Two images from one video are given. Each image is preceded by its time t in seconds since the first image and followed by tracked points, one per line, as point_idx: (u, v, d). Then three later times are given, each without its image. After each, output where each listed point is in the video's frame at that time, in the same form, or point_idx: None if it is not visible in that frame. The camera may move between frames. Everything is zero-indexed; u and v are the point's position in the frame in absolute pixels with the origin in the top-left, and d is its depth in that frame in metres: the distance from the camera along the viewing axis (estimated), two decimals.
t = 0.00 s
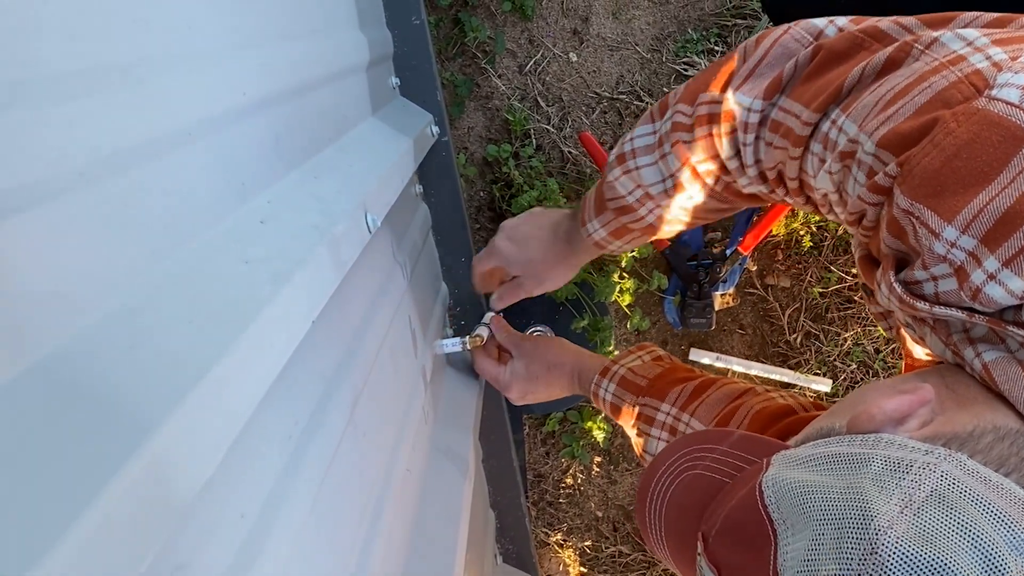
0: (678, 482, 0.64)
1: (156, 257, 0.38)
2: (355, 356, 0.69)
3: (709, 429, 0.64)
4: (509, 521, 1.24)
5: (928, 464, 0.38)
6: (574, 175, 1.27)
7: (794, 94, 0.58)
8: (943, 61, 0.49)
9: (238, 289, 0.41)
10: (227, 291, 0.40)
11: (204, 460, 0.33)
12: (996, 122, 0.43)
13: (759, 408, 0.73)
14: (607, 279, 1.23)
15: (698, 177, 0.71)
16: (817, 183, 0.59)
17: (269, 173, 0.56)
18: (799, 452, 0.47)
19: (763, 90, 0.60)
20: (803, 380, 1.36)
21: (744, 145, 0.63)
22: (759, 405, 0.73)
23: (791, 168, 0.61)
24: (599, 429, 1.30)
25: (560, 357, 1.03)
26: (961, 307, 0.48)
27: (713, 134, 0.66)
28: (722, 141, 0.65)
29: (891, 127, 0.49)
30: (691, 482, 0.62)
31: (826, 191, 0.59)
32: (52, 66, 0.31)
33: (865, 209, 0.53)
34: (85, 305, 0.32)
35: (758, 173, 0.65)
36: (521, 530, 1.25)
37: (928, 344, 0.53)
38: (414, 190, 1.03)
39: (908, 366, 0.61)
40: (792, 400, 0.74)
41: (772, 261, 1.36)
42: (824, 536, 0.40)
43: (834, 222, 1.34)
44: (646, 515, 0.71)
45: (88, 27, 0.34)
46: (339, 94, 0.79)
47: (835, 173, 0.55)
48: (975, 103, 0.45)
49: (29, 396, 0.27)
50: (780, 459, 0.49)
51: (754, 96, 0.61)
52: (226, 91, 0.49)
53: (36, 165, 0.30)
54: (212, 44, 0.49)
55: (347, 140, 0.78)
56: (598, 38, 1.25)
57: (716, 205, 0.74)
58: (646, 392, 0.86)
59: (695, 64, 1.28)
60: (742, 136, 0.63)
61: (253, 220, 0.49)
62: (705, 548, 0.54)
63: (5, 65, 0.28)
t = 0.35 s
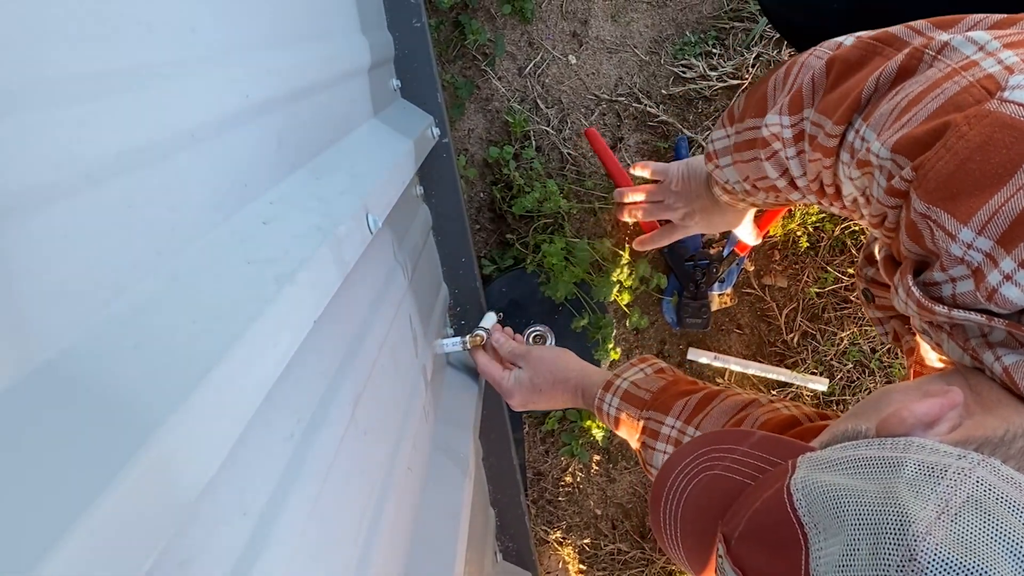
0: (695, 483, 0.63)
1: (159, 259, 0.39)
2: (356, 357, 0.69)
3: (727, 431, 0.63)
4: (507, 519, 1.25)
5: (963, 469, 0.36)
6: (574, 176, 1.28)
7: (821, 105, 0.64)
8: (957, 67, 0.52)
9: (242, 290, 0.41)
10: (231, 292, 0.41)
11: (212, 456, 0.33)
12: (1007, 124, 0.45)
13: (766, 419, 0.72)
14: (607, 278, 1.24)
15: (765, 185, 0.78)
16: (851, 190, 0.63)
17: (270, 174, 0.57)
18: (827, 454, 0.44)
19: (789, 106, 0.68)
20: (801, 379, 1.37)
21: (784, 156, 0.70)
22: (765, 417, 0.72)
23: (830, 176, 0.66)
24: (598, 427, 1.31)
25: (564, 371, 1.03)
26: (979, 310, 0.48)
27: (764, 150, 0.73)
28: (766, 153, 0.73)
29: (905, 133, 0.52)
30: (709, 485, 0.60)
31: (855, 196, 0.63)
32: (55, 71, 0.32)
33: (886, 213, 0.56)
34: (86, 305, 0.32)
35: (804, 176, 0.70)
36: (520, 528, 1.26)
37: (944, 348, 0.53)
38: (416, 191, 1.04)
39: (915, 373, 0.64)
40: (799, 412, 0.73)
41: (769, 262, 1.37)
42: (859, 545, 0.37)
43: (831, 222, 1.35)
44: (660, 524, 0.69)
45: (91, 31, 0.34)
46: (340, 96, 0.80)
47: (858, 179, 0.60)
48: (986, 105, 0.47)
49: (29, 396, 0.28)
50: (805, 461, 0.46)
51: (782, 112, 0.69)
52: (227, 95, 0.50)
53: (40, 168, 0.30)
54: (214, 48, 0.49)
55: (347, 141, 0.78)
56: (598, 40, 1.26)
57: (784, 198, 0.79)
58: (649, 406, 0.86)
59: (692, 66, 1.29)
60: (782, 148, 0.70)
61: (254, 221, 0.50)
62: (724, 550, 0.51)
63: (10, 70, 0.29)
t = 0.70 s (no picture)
0: (690, 481, 0.63)
1: (163, 259, 0.39)
2: (357, 357, 0.70)
3: (724, 430, 0.64)
4: (508, 518, 1.27)
5: (954, 473, 0.37)
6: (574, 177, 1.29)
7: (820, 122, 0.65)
8: (939, 77, 0.53)
9: (244, 290, 0.42)
10: (234, 292, 0.41)
11: (216, 451, 0.34)
12: (985, 129, 0.46)
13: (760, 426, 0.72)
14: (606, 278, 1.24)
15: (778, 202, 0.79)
16: (847, 206, 0.64)
17: (272, 175, 0.57)
18: (820, 455, 0.45)
19: (792, 124, 0.69)
20: (798, 379, 1.38)
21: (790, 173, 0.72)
22: (760, 423, 0.72)
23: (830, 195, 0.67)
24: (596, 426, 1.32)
25: (560, 379, 1.05)
26: (968, 314, 0.49)
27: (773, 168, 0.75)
28: (777, 170, 0.74)
29: (891, 142, 0.53)
30: (705, 483, 0.61)
31: (852, 211, 0.64)
32: (59, 70, 0.32)
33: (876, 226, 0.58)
34: (89, 303, 0.33)
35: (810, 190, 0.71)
36: (519, 526, 1.27)
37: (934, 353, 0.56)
38: (416, 193, 1.04)
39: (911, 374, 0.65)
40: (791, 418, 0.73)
41: (767, 262, 1.38)
42: (848, 546, 0.37)
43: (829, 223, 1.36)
44: (656, 515, 0.70)
45: (96, 33, 0.35)
46: (341, 97, 0.81)
47: (853, 193, 0.61)
48: (965, 111, 0.48)
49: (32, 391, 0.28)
50: (800, 460, 0.47)
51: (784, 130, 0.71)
52: (230, 97, 0.51)
53: (46, 168, 0.31)
54: (217, 50, 0.50)
55: (349, 143, 0.79)
56: (596, 42, 1.27)
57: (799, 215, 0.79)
58: (643, 414, 0.87)
59: (690, 68, 1.30)
60: (789, 166, 0.72)
61: (256, 222, 0.51)
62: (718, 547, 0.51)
63: (14, 71, 0.29)
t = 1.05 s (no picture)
0: (687, 470, 0.65)
1: (165, 259, 0.40)
2: (359, 356, 0.71)
3: (722, 422, 0.65)
4: (508, 516, 1.28)
5: (951, 464, 0.37)
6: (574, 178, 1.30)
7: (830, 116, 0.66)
8: (944, 75, 0.54)
9: (247, 289, 0.42)
10: (236, 291, 0.41)
11: (218, 448, 0.34)
12: (989, 125, 0.46)
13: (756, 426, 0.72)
14: (605, 278, 1.25)
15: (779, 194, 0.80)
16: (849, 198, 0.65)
17: (274, 176, 0.58)
18: (820, 444, 0.46)
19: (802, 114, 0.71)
20: (796, 378, 1.39)
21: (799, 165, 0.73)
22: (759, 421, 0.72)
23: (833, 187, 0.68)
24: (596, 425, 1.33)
25: (555, 382, 1.06)
26: (966, 307, 0.50)
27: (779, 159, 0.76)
28: (784, 162, 0.75)
29: (897, 137, 0.54)
30: (701, 472, 0.62)
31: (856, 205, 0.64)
32: (65, 68, 0.32)
33: (878, 218, 0.59)
34: (98, 299, 0.33)
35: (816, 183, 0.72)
36: (520, 523, 1.28)
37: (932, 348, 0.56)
38: (417, 193, 1.05)
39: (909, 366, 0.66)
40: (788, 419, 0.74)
41: (765, 262, 1.39)
42: (846, 534, 0.38)
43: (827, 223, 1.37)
44: (651, 505, 0.71)
45: (98, 34, 0.35)
46: (343, 99, 0.81)
47: (857, 187, 0.62)
48: (970, 107, 0.49)
49: (41, 388, 0.28)
50: (798, 451, 0.47)
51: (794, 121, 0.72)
52: (231, 98, 0.51)
53: (49, 167, 0.31)
54: (219, 52, 0.50)
55: (351, 144, 0.80)
56: (596, 44, 1.28)
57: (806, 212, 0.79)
58: (642, 417, 0.88)
59: (689, 70, 1.31)
60: (797, 158, 0.73)
61: (259, 222, 0.51)
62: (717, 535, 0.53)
63: (23, 70, 0.29)
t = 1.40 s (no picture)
0: (705, 483, 0.63)
1: (171, 258, 0.40)
2: (361, 356, 0.72)
3: (744, 434, 0.64)
4: (508, 513, 1.29)
5: (993, 481, 0.37)
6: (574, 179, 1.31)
7: (843, 56, 0.59)
8: (1006, 64, 0.48)
9: (251, 290, 0.43)
10: (239, 292, 0.42)
11: (218, 450, 0.35)
12: None
13: (753, 425, 0.73)
14: (605, 278, 1.27)
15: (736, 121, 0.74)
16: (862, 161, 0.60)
17: (277, 178, 0.59)
18: (852, 460, 0.45)
19: (813, 44, 0.62)
20: (792, 376, 1.41)
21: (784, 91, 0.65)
22: (754, 421, 0.73)
23: (834, 140, 0.62)
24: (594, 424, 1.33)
25: (554, 386, 1.06)
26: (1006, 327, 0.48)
27: (757, 81, 0.69)
28: (766, 86, 0.68)
29: (955, 132, 0.49)
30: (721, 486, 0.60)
31: (873, 182, 0.60)
32: (70, 74, 0.33)
33: (914, 214, 0.54)
34: (107, 300, 0.34)
35: (798, 136, 0.67)
36: (520, 521, 1.29)
37: (955, 350, 0.55)
38: (417, 194, 1.05)
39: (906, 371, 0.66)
40: (782, 417, 0.75)
41: (762, 262, 1.39)
42: (892, 555, 0.37)
43: (822, 224, 1.37)
44: (667, 521, 0.69)
45: (103, 40, 0.36)
46: (346, 101, 0.82)
47: (883, 170, 0.57)
48: None
49: (53, 387, 0.29)
50: (830, 466, 0.46)
51: (801, 46, 0.64)
52: (235, 102, 0.52)
53: (54, 169, 0.31)
54: (222, 56, 0.51)
55: (353, 146, 0.81)
56: (595, 46, 1.28)
57: (756, 155, 0.76)
58: (640, 417, 0.88)
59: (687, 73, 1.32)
60: (786, 81, 0.65)
61: (262, 223, 0.52)
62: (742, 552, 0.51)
63: (33, 76, 0.30)
